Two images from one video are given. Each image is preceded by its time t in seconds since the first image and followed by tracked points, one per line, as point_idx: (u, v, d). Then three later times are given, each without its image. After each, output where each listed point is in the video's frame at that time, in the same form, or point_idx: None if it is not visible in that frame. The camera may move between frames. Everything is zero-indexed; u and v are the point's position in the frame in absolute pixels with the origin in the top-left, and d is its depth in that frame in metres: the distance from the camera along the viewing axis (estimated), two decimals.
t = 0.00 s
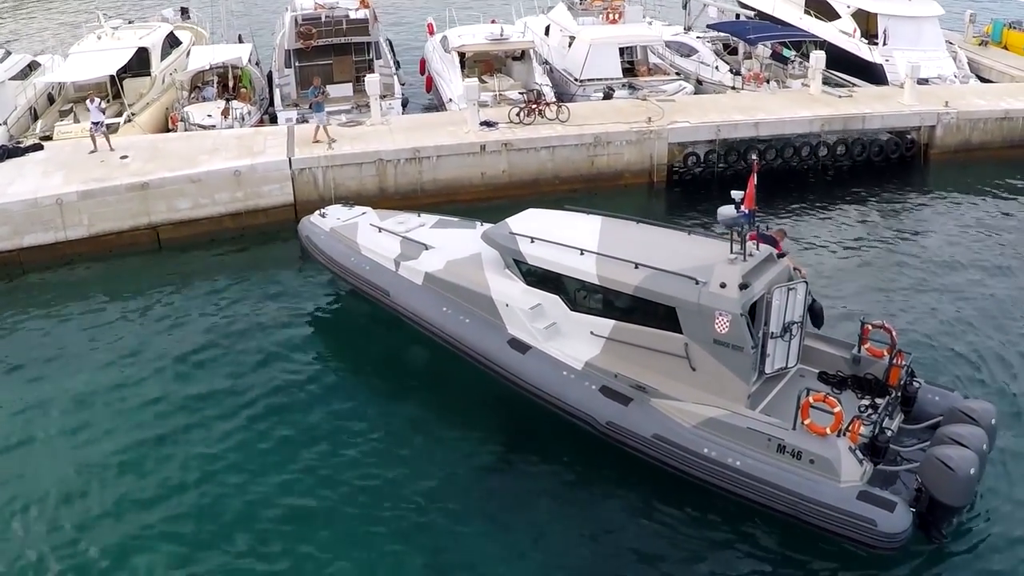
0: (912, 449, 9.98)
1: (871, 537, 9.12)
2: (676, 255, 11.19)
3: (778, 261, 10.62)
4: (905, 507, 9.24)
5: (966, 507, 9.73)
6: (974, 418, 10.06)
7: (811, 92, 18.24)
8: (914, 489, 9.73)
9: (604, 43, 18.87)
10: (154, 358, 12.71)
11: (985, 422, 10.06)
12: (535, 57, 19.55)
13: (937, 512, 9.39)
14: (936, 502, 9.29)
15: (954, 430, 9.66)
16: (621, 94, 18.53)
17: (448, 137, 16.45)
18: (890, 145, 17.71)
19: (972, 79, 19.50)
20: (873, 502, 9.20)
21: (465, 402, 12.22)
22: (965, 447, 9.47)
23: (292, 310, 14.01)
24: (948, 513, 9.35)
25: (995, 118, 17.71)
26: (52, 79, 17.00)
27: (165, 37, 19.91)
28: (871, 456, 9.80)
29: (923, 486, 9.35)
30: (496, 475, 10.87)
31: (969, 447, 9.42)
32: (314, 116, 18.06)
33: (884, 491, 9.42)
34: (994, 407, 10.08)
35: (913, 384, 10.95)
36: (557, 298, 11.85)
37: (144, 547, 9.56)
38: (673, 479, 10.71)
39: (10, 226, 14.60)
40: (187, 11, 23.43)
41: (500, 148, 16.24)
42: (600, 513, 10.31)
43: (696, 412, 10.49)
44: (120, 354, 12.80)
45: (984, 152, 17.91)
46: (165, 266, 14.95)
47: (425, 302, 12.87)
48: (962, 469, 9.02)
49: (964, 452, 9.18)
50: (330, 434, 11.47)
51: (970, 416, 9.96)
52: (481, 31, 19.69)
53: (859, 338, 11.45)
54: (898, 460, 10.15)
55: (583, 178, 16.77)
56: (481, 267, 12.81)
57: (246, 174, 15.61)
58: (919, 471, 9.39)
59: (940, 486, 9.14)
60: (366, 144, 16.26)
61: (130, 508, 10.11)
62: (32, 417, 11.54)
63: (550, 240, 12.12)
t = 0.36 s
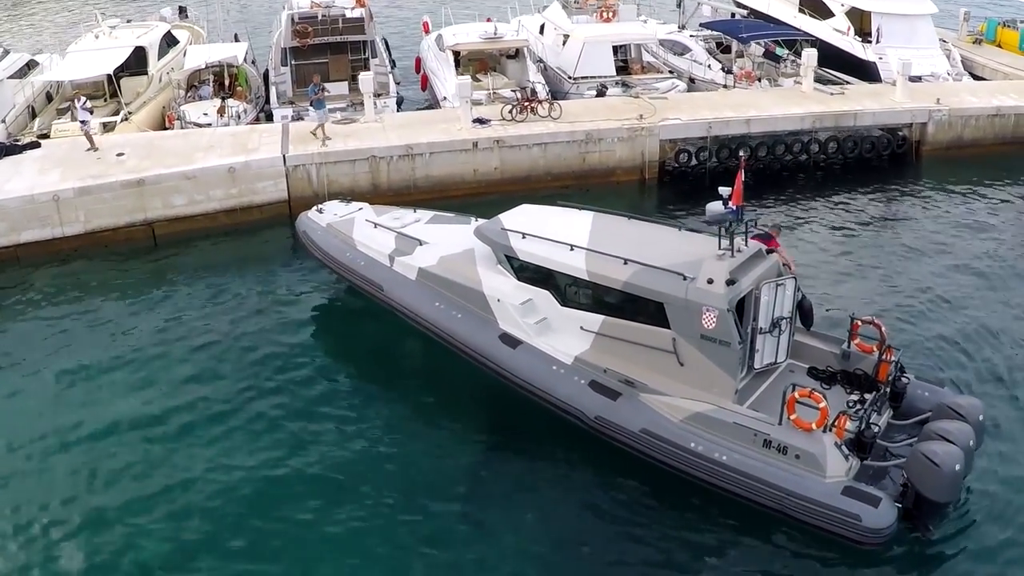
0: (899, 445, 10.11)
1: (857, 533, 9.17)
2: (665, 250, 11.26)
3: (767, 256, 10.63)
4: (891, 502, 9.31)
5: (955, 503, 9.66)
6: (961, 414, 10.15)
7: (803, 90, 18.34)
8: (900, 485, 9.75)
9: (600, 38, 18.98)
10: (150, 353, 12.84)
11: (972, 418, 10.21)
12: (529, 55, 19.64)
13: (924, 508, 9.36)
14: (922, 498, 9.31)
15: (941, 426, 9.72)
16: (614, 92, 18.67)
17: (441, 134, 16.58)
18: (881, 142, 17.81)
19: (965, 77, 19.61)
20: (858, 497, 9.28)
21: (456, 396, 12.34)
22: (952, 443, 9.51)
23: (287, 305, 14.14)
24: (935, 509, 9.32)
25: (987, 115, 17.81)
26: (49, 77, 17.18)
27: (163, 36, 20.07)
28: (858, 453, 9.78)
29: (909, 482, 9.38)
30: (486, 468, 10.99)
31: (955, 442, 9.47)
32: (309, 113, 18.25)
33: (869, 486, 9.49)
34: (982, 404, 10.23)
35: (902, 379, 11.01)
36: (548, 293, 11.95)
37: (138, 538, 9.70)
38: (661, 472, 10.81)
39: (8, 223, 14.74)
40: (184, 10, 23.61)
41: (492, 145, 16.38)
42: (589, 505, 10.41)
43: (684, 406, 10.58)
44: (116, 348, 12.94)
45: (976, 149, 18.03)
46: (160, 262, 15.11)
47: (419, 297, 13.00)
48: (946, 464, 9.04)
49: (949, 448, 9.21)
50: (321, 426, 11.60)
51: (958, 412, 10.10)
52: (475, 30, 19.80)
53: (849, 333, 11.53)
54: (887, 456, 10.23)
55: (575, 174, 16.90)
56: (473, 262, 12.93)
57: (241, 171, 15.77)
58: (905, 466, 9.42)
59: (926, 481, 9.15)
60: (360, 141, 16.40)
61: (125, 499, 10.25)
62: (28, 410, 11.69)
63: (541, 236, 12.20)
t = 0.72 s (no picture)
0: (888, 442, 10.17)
1: (841, 530, 9.21)
2: (656, 247, 11.37)
3: (757, 254, 10.74)
4: (875, 500, 9.34)
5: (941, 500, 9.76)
6: (949, 412, 10.24)
7: (797, 88, 18.51)
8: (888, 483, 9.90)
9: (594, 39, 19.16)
10: (147, 347, 12.99)
11: (960, 416, 10.26)
12: (526, 54, 19.75)
13: (910, 505, 9.48)
14: (908, 496, 9.42)
15: (928, 423, 9.76)
16: (610, 90, 18.82)
17: (437, 131, 16.72)
18: (875, 139, 17.88)
19: (961, 75, 19.70)
20: (843, 495, 9.32)
21: (449, 390, 12.46)
22: (938, 441, 9.56)
23: (283, 299, 14.28)
24: (920, 506, 9.44)
25: (981, 113, 17.93)
26: (50, 75, 17.38)
27: (163, 36, 20.24)
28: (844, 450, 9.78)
29: (895, 479, 9.48)
30: (478, 462, 11.11)
31: (941, 441, 9.52)
32: (306, 110, 18.36)
33: (855, 484, 9.55)
34: (970, 402, 10.28)
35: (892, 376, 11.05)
36: (540, 289, 12.07)
37: (133, 528, 9.82)
38: (650, 468, 10.89)
39: (8, 219, 14.93)
40: (185, 9, 23.78)
41: (487, 143, 16.53)
42: (579, 498, 10.51)
43: (672, 402, 10.66)
44: (112, 341, 13.10)
45: (970, 147, 18.17)
46: (157, 256, 15.27)
47: (413, 292, 13.15)
48: (931, 462, 9.13)
49: (935, 446, 9.30)
50: (314, 419, 11.73)
51: (946, 410, 10.12)
52: (472, 29, 19.93)
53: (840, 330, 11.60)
54: (876, 453, 10.32)
55: (569, 172, 17.04)
56: (466, 257, 13.08)
57: (238, 167, 15.97)
58: (892, 464, 9.52)
59: (912, 478, 9.25)
60: (356, 139, 16.57)
61: (120, 490, 10.39)
62: (25, 401, 11.85)
63: (534, 232, 12.33)
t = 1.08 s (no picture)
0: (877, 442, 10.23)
1: (824, 529, 9.27)
2: (648, 245, 11.48)
3: (748, 253, 10.84)
4: (860, 499, 9.41)
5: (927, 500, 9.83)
6: (937, 413, 10.21)
7: (794, 88, 18.56)
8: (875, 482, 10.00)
9: (592, 39, 19.30)
10: (145, 342, 13.15)
11: (948, 418, 10.29)
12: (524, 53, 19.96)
13: (894, 504, 9.56)
14: (894, 496, 9.50)
15: (916, 425, 9.81)
16: (607, 89, 18.98)
17: (433, 130, 16.95)
18: (871, 138, 17.98)
19: (959, 75, 19.80)
20: (828, 494, 9.40)
21: (443, 385, 12.59)
22: (925, 442, 9.59)
23: (281, 294, 14.45)
24: (905, 506, 9.52)
25: (978, 112, 18.04)
26: (54, 74, 17.64)
27: (165, 36, 20.39)
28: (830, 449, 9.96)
29: (881, 480, 9.56)
30: (470, 456, 11.23)
31: (928, 442, 9.57)
32: (305, 110, 18.53)
33: (840, 483, 9.63)
34: (959, 404, 10.29)
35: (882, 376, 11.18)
36: (533, 286, 12.21)
37: (129, 520, 9.97)
38: (638, 465, 10.99)
39: (9, 215, 15.11)
40: (187, 8, 24.01)
41: (483, 141, 16.68)
42: (570, 493, 10.63)
43: (661, 399, 10.76)
44: (110, 336, 13.27)
45: (967, 144, 18.24)
46: (157, 251, 15.46)
47: (409, 286, 13.30)
48: (916, 463, 9.19)
49: (920, 447, 9.35)
50: (309, 413, 11.86)
51: (933, 412, 10.14)
52: (471, 29, 20.21)
53: (831, 330, 11.70)
54: (865, 452, 10.40)
55: (564, 171, 17.23)
56: (462, 254, 13.24)
57: (236, 165, 16.16)
58: (878, 464, 9.59)
59: (897, 480, 9.32)
60: (353, 137, 16.76)
61: (116, 483, 10.54)
62: (24, 394, 12.01)
63: (528, 229, 12.45)
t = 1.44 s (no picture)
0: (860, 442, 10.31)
1: (803, 527, 9.39)
2: (635, 243, 11.59)
3: (736, 253, 10.91)
4: (840, 498, 9.51)
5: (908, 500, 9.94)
6: (920, 414, 10.32)
7: (785, 88, 19.12)
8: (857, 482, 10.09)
9: (586, 39, 19.55)
10: (139, 336, 13.34)
11: (932, 419, 10.38)
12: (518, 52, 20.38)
13: (875, 504, 9.68)
14: (875, 496, 9.60)
15: (899, 425, 9.91)
16: (600, 88, 19.23)
17: (425, 128, 17.35)
18: (862, 136, 18.42)
19: (952, 75, 20.24)
20: (807, 493, 9.51)
21: (432, 381, 12.73)
22: (907, 443, 9.71)
23: (274, 290, 14.61)
24: (886, 506, 9.63)
25: (969, 111, 18.55)
26: (52, 72, 17.88)
27: (162, 36, 20.64)
28: (812, 448, 10.09)
29: (863, 480, 9.66)
30: (458, 451, 11.36)
31: (910, 443, 9.67)
32: (301, 109, 18.75)
33: (821, 482, 9.73)
34: (943, 406, 10.39)
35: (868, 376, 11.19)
36: (522, 282, 12.34)
37: (120, 512, 10.14)
38: (622, 462, 11.11)
39: (6, 212, 15.37)
40: (186, 9, 24.32)
41: (475, 139, 17.10)
42: (556, 488, 10.75)
43: (645, 397, 10.87)
44: (104, 330, 13.47)
45: (958, 142, 18.76)
46: (151, 247, 15.74)
47: (401, 281, 13.45)
48: (897, 464, 9.30)
49: (903, 448, 9.46)
50: (299, 407, 12.03)
51: (918, 413, 10.25)
52: (466, 28, 20.47)
53: (819, 330, 11.76)
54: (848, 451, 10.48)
55: (554, 169, 17.64)
56: (454, 249, 13.38)
57: (230, 163, 16.48)
58: (860, 465, 9.69)
59: (878, 480, 9.43)
60: (346, 135, 17.13)
61: (106, 474, 10.72)
62: (19, 388, 12.21)
63: (517, 225, 12.56)
